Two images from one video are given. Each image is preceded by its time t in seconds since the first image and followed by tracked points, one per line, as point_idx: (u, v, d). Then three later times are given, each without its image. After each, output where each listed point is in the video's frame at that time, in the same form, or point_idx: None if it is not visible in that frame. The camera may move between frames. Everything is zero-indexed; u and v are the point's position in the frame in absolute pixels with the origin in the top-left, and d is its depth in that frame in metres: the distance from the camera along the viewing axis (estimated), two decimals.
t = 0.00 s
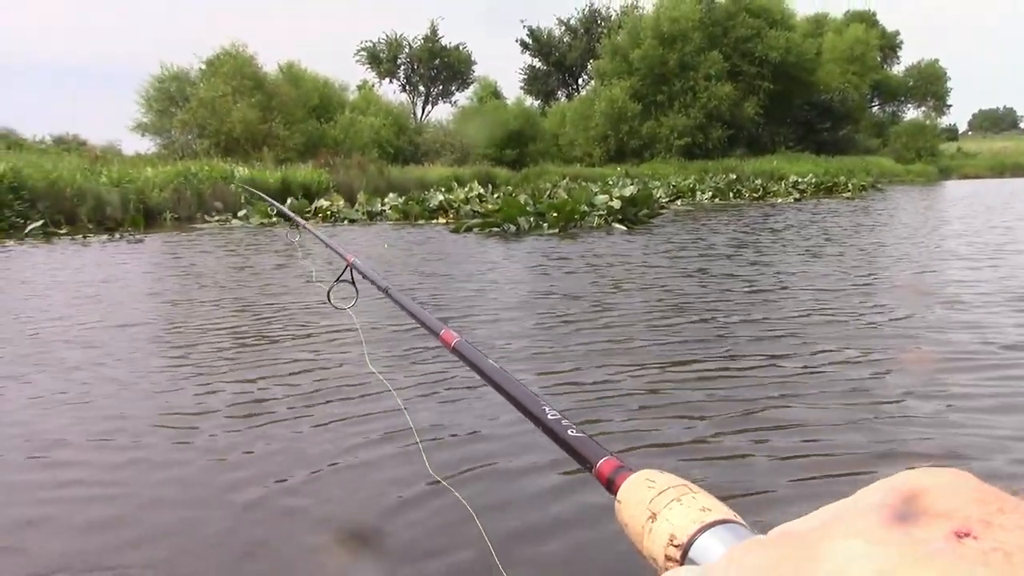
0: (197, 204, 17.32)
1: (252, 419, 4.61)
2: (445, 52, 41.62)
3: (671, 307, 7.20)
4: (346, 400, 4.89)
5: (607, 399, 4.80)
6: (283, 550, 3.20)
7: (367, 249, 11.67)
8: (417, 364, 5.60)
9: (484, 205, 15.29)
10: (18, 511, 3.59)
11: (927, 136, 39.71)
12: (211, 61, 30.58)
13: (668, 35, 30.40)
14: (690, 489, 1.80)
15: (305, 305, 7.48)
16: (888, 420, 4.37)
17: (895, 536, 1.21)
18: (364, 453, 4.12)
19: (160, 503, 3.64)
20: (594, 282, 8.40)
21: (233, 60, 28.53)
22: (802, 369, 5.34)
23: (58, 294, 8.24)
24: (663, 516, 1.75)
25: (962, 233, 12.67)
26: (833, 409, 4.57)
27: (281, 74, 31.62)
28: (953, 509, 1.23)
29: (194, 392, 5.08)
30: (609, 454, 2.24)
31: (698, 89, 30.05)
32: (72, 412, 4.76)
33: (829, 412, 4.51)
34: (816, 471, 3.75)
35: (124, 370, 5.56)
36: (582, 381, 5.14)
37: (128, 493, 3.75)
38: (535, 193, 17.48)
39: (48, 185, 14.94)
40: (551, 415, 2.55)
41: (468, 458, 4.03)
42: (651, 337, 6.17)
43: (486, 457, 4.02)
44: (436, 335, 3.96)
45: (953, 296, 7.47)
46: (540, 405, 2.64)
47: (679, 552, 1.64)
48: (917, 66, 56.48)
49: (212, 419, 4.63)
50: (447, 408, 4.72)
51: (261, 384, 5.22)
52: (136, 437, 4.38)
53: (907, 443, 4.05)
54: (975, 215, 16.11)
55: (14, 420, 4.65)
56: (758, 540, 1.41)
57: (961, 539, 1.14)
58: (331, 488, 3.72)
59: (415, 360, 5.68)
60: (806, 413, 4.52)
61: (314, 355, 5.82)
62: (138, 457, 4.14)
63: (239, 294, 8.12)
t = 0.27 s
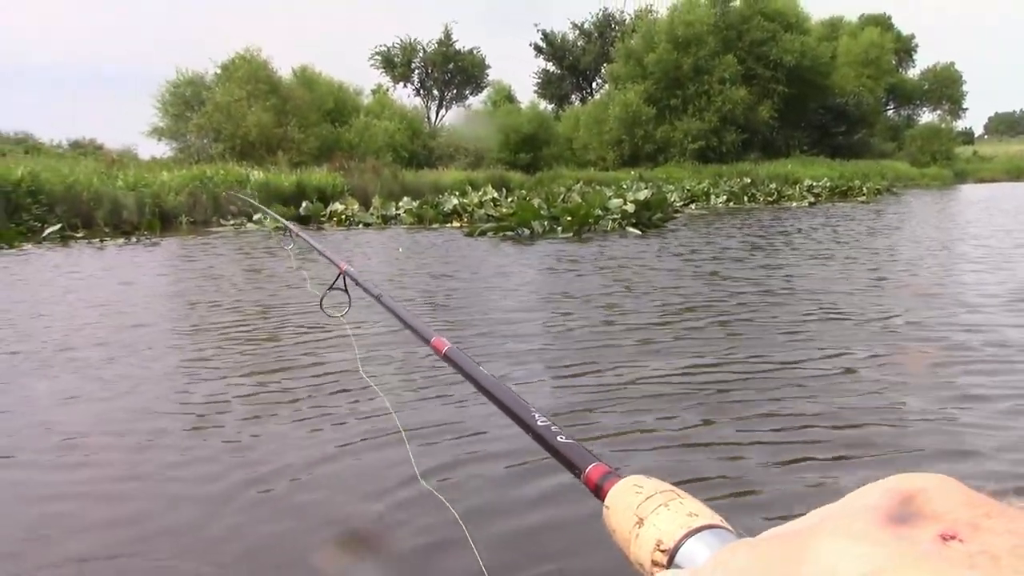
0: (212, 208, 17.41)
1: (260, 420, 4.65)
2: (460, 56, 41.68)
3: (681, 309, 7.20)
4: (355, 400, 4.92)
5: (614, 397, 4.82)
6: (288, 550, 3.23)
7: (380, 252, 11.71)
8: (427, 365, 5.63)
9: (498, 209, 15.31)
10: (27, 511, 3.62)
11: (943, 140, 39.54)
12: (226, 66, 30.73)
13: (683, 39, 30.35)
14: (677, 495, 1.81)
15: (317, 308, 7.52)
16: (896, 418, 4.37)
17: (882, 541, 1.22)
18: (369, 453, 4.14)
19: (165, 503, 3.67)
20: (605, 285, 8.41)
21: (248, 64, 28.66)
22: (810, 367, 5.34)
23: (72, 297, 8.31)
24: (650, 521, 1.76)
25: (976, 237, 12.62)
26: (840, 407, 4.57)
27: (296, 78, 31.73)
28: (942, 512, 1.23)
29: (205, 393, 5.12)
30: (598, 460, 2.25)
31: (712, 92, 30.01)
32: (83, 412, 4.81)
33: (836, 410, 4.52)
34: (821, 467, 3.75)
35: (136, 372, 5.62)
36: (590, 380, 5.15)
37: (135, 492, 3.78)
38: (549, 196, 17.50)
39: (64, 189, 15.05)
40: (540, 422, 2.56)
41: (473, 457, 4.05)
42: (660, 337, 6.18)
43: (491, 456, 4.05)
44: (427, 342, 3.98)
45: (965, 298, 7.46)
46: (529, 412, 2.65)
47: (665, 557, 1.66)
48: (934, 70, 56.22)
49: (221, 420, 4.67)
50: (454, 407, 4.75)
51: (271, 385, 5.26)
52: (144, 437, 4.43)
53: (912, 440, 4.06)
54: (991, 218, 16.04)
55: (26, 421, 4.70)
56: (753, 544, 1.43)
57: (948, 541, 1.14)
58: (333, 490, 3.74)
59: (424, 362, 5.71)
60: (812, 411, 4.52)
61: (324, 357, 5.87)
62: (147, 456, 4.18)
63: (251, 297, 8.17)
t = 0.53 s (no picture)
0: (240, 211, 17.53)
1: (284, 416, 4.69)
2: (485, 60, 41.77)
3: (704, 310, 7.20)
4: (377, 397, 4.96)
5: (635, 395, 4.82)
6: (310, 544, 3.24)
7: (405, 255, 11.77)
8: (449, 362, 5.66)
9: (523, 213, 15.34)
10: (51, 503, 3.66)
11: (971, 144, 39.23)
12: (253, 71, 30.95)
13: (709, 43, 30.28)
14: (682, 491, 1.83)
15: (342, 309, 7.58)
16: (917, 416, 4.35)
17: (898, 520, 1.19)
18: (391, 447, 4.17)
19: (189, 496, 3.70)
20: (628, 287, 8.41)
21: (274, 69, 28.86)
22: (832, 367, 5.33)
23: (100, 297, 8.41)
24: (656, 515, 1.78)
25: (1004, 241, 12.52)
26: (862, 405, 4.56)
27: (322, 83, 31.92)
28: (959, 491, 1.20)
29: (229, 390, 5.17)
30: (597, 460, 2.27)
31: (738, 96, 29.94)
32: (109, 408, 4.87)
33: (858, 408, 4.51)
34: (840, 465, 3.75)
35: (162, 369, 5.68)
36: (610, 378, 5.16)
37: (159, 486, 3.82)
38: (574, 200, 17.53)
39: (94, 192, 15.18)
40: (542, 425, 2.59)
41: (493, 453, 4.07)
42: (682, 338, 6.18)
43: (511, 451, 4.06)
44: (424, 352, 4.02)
45: (990, 301, 7.41)
46: (530, 417, 2.68)
47: (671, 549, 1.68)
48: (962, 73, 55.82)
49: (245, 415, 4.72)
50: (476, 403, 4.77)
51: (296, 383, 5.30)
52: (171, 432, 4.48)
53: (934, 438, 4.04)
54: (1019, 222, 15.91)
55: (54, 415, 4.77)
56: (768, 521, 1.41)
57: (970, 519, 1.12)
58: (352, 484, 3.76)
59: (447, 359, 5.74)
60: (833, 409, 4.52)
61: (348, 355, 5.91)
62: (171, 450, 4.22)
63: (277, 299, 8.24)
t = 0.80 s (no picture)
0: (268, 212, 17.63)
1: (308, 413, 4.73)
2: (512, 63, 41.82)
3: (729, 313, 7.19)
4: (401, 395, 4.99)
5: (658, 396, 4.83)
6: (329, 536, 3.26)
7: (431, 257, 11.81)
8: (474, 362, 5.69)
9: (550, 216, 15.36)
10: (75, 493, 3.69)
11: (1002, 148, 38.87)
12: (281, 73, 31.16)
13: (737, 46, 30.13)
14: (680, 489, 1.85)
15: (368, 310, 7.62)
16: (942, 420, 4.34)
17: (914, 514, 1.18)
18: (413, 445, 4.19)
19: (212, 488, 3.73)
20: (654, 289, 8.41)
21: (303, 71, 29.06)
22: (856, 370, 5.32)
23: (130, 296, 8.51)
24: (656, 514, 1.79)
25: None
26: (886, 409, 4.54)
27: (350, 85, 32.08)
28: (976, 490, 1.20)
29: (256, 387, 5.22)
30: (591, 459, 2.27)
31: (766, 99, 29.80)
32: (138, 403, 4.93)
33: (882, 412, 4.49)
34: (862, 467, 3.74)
35: (190, 366, 5.74)
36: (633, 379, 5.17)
37: (183, 477, 3.85)
38: (600, 203, 17.52)
39: (124, 194, 15.30)
40: (531, 424, 2.58)
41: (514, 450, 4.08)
42: (707, 340, 6.17)
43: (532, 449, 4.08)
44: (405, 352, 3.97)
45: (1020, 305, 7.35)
46: (518, 417, 2.67)
47: (672, 548, 1.69)
48: (994, 76, 55.26)
49: (271, 411, 4.76)
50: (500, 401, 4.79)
51: (321, 381, 5.34)
52: (196, 426, 4.52)
53: (960, 441, 4.03)
54: None
55: (83, 410, 4.83)
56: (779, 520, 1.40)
57: (989, 517, 1.11)
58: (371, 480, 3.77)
59: (472, 359, 5.77)
60: (857, 412, 4.50)
61: (374, 355, 5.95)
62: (196, 444, 4.27)
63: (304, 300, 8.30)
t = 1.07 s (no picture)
0: (291, 213, 17.72)
1: (321, 412, 4.72)
2: (534, 64, 41.85)
3: (747, 315, 7.14)
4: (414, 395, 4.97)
5: (673, 399, 4.79)
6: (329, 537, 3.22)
7: (451, 258, 11.82)
8: (489, 362, 5.67)
9: (570, 218, 15.34)
10: (82, 491, 3.69)
11: None
12: (305, 74, 31.35)
13: (760, 48, 30.01)
14: (651, 502, 1.79)
15: (386, 312, 7.62)
16: (960, 421, 4.27)
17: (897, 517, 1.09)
18: (422, 444, 4.17)
19: (216, 488, 3.71)
20: (672, 291, 8.37)
21: (326, 72, 29.24)
22: (875, 372, 5.25)
23: (151, 297, 8.56)
24: (626, 527, 1.74)
25: None
26: (904, 410, 4.48)
27: (373, 86, 32.20)
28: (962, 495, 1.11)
29: (270, 386, 5.22)
30: (559, 473, 2.21)
31: (789, 101, 29.69)
32: (152, 401, 4.94)
33: (899, 413, 4.43)
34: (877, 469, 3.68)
35: (206, 365, 5.75)
36: (648, 381, 5.13)
37: (191, 475, 3.83)
38: (621, 205, 17.46)
39: (149, 195, 15.43)
40: (500, 438, 2.52)
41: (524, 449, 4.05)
42: (724, 342, 6.12)
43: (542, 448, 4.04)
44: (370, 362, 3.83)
45: None
46: (486, 430, 2.61)
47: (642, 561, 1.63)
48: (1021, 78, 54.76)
49: (283, 410, 4.76)
50: (514, 401, 4.76)
51: (335, 381, 5.34)
52: (208, 424, 4.52)
53: (981, 443, 3.96)
54: None
55: (97, 408, 4.84)
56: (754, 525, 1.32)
57: (963, 526, 1.01)
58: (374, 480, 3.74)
59: (487, 360, 5.75)
60: (874, 413, 4.44)
61: (390, 355, 5.94)
62: (207, 442, 4.26)
63: (323, 301, 8.31)
